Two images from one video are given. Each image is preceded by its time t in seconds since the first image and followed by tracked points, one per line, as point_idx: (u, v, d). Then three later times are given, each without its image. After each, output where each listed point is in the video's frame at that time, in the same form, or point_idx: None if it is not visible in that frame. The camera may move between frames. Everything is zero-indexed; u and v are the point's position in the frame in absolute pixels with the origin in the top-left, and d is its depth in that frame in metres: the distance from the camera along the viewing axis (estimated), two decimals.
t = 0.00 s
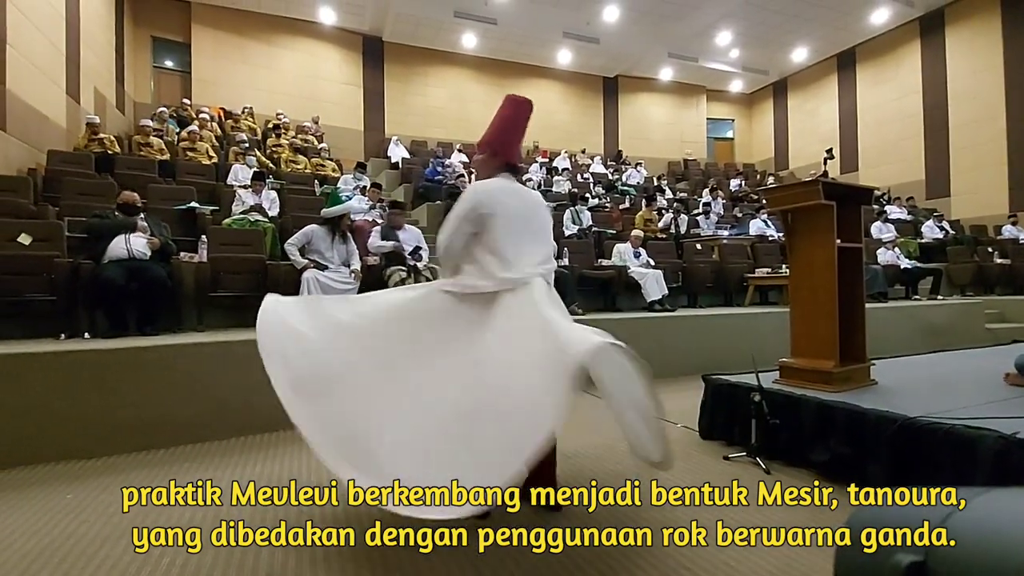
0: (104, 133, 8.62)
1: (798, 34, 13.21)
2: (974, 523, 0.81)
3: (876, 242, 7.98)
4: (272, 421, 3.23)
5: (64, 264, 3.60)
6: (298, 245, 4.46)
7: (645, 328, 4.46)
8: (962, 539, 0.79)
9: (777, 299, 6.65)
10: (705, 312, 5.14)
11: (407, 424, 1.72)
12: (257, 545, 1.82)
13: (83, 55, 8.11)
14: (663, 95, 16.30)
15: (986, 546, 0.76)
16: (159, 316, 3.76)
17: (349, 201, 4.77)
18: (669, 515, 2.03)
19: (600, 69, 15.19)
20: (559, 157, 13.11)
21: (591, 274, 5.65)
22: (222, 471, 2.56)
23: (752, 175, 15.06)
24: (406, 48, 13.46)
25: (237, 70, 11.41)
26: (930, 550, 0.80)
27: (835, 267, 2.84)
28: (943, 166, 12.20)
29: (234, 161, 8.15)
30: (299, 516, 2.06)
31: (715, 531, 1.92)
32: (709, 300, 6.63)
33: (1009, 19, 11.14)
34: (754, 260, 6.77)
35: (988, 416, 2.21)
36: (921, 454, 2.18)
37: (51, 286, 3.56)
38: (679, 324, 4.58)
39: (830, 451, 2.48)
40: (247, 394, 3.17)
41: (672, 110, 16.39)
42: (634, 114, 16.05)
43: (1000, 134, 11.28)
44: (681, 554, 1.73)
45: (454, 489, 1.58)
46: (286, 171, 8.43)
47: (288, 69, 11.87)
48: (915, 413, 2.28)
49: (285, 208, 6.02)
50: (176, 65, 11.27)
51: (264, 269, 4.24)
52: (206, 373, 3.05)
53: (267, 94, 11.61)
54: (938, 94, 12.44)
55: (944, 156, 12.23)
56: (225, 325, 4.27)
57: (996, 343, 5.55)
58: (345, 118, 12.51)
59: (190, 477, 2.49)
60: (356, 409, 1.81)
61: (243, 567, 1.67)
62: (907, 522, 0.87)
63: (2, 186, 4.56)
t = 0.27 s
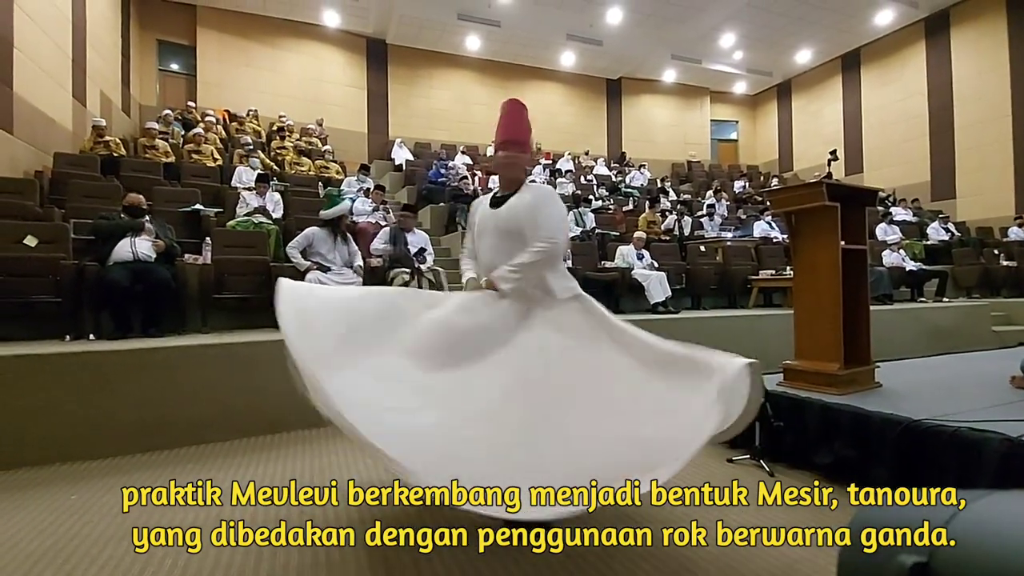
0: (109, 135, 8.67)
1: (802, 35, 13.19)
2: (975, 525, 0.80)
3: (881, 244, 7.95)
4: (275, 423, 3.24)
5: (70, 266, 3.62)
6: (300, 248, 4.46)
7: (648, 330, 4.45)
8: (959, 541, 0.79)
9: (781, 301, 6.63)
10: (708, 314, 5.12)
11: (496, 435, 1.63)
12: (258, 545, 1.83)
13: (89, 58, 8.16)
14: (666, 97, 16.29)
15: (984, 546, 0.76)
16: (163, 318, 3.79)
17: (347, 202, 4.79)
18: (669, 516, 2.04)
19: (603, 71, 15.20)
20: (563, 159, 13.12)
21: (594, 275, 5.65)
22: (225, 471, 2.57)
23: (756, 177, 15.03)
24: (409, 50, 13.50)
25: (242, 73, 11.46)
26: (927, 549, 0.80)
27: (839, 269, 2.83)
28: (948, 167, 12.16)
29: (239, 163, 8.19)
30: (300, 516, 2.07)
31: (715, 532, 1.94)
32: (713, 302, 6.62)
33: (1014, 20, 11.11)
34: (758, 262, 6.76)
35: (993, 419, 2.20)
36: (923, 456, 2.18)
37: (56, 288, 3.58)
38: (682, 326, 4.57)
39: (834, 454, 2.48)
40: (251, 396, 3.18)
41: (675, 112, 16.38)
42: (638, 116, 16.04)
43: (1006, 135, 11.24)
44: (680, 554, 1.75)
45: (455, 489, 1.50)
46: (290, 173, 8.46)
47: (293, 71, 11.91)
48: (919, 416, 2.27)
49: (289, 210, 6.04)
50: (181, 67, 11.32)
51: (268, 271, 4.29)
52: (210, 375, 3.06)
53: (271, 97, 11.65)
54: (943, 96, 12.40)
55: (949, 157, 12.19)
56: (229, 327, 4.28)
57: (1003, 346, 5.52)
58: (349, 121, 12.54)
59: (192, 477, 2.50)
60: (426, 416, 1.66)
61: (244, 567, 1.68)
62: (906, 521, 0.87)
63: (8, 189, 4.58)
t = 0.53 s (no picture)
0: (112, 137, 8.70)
1: (804, 36, 13.18)
2: (979, 527, 0.80)
3: (884, 245, 7.93)
4: (277, 424, 3.24)
5: (72, 267, 3.63)
6: (299, 250, 4.52)
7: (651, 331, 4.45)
8: (963, 544, 0.79)
9: (783, 302, 6.62)
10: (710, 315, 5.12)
11: (501, 435, 1.49)
12: (258, 545, 1.83)
13: (92, 61, 8.19)
14: (668, 98, 16.29)
15: (987, 550, 0.76)
16: (165, 319, 3.81)
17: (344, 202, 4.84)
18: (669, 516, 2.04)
19: (605, 72, 15.20)
20: (565, 160, 13.11)
21: (596, 276, 5.64)
22: (226, 472, 2.58)
23: (758, 178, 15.01)
24: (411, 52, 13.52)
25: (244, 74, 11.49)
26: (933, 552, 0.80)
27: (841, 270, 2.83)
28: (951, 168, 12.14)
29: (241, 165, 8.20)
30: (300, 516, 2.07)
31: (716, 532, 1.95)
32: (715, 303, 6.62)
33: (1017, 21, 11.08)
34: (761, 263, 6.75)
35: (997, 420, 2.19)
36: (925, 458, 2.17)
37: (58, 289, 3.59)
38: (684, 327, 4.57)
39: (837, 455, 2.48)
40: (252, 397, 3.18)
41: (677, 113, 16.38)
42: (639, 117, 16.04)
43: (1009, 136, 11.21)
44: (682, 554, 1.76)
45: (455, 489, 1.35)
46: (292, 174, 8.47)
47: (295, 73, 11.93)
48: (922, 417, 2.26)
49: (291, 211, 6.04)
50: (183, 69, 11.35)
51: (270, 272, 4.29)
52: (212, 377, 3.07)
53: (273, 99, 11.68)
54: (946, 96, 12.38)
55: (952, 158, 12.16)
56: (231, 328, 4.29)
57: (1007, 347, 5.50)
58: (351, 122, 12.56)
59: (194, 478, 2.51)
60: (422, 414, 1.49)
61: (244, 567, 1.68)
62: (907, 521, 0.87)
63: (10, 190, 4.60)
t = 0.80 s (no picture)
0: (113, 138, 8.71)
1: (805, 37, 13.18)
2: (985, 530, 0.79)
3: (885, 245, 7.92)
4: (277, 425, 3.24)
5: (72, 268, 3.63)
6: (300, 250, 4.52)
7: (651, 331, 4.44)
8: (965, 546, 0.78)
9: (784, 303, 6.62)
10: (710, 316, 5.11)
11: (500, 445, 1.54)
12: (259, 544, 1.84)
13: (93, 61, 8.20)
14: (669, 99, 16.29)
15: (991, 554, 0.75)
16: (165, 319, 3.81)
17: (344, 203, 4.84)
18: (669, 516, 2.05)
19: (605, 73, 15.20)
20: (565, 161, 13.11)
21: (597, 277, 5.63)
22: (227, 473, 2.58)
23: (759, 179, 15.00)
24: (412, 53, 13.53)
25: (245, 75, 11.50)
26: (933, 552, 0.79)
27: (841, 271, 2.83)
28: (952, 169, 12.13)
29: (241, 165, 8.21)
30: (300, 516, 2.07)
31: (715, 532, 1.95)
32: (715, 304, 6.62)
33: (1018, 21, 11.07)
34: (762, 264, 6.74)
35: (999, 421, 2.19)
36: (926, 459, 2.17)
37: (59, 289, 3.59)
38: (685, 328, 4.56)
39: (838, 456, 2.48)
40: (253, 397, 3.18)
41: (678, 114, 16.37)
42: (640, 118, 16.04)
43: (1010, 137, 11.20)
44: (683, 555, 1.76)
45: (455, 488, 1.39)
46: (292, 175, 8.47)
47: (295, 74, 11.94)
48: (923, 417, 2.26)
49: (291, 212, 6.05)
50: (185, 71, 11.36)
51: (270, 273, 4.31)
52: (213, 378, 3.07)
53: (274, 99, 11.69)
54: (947, 97, 12.36)
55: (953, 158, 12.14)
56: (232, 328, 4.29)
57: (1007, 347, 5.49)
58: (352, 123, 12.57)
59: (194, 479, 2.51)
60: (426, 416, 1.53)
61: (244, 567, 1.68)
62: (907, 521, 0.87)
63: (11, 191, 4.60)
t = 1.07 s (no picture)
0: (113, 138, 8.70)
1: (804, 38, 13.19)
2: (990, 534, 0.78)
3: (884, 246, 7.93)
4: (276, 425, 3.24)
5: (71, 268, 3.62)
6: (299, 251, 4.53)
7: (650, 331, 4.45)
8: (970, 549, 0.77)
9: (784, 304, 6.62)
10: (710, 316, 5.11)
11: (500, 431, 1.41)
12: (261, 544, 1.84)
13: (93, 62, 8.19)
14: (668, 100, 16.29)
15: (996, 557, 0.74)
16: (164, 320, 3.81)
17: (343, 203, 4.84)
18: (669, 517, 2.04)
19: (605, 74, 15.22)
20: (565, 162, 13.10)
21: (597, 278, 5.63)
22: (227, 474, 2.58)
23: (758, 179, 15.01)
24: (411, 53, 13.53)
25: (244, 76, 11.50)
26: (937, 555, 0.79)
27: (841, 272, 2.83)
28: (951, 170, 12.15)
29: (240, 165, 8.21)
30: (300, 516, 2.07)
31: (715, 532, 1.95)
32: (715, 305, 6.62)
33: (1017, 22, 11.09)
34: (761, 265, 6.74)
35: (998, 422, 2.19)
36: (924, 459, 2.17)
37: (57, 290, 3.58)
38: (685, 328, 4.55)
39: (837, 456, 2.48)
40: (253, 398, 3.18)
41: (677, 115, 16.38)
42: (640, 119, 16.05)
43: (1010, 137, 11.20)
44: (683, 555, 1.76)
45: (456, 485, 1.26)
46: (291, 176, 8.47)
47: (295, 74, 11.94)
48: (922, 419, 2.26)
49: (291, 212, 6.04)
50: (184, 71, 11.35)
51: (269, 274, 4.31)
52: (212, 379, 3.06)
53: (273, 100, 11.68)
54: (946, 98, 12.38)
55: (953, 159, 12.15)
56: (231, 329, 4.29)
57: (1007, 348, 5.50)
58: (351, 123, 12.56)
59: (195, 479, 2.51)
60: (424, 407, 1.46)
61: (243, 567, 1.68)
62: (908, 521, 0.87)
63: (10, 191, 4.60)
